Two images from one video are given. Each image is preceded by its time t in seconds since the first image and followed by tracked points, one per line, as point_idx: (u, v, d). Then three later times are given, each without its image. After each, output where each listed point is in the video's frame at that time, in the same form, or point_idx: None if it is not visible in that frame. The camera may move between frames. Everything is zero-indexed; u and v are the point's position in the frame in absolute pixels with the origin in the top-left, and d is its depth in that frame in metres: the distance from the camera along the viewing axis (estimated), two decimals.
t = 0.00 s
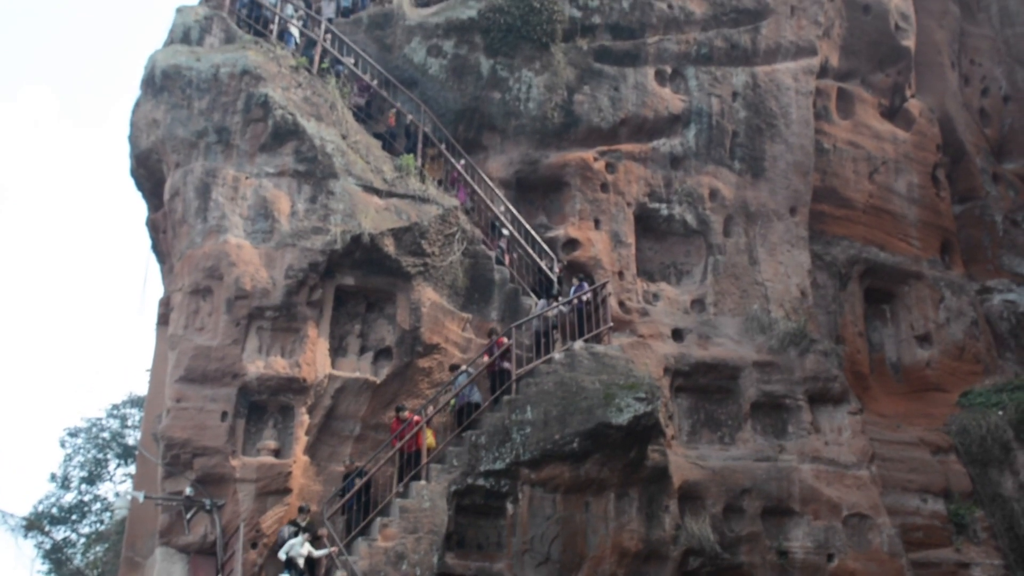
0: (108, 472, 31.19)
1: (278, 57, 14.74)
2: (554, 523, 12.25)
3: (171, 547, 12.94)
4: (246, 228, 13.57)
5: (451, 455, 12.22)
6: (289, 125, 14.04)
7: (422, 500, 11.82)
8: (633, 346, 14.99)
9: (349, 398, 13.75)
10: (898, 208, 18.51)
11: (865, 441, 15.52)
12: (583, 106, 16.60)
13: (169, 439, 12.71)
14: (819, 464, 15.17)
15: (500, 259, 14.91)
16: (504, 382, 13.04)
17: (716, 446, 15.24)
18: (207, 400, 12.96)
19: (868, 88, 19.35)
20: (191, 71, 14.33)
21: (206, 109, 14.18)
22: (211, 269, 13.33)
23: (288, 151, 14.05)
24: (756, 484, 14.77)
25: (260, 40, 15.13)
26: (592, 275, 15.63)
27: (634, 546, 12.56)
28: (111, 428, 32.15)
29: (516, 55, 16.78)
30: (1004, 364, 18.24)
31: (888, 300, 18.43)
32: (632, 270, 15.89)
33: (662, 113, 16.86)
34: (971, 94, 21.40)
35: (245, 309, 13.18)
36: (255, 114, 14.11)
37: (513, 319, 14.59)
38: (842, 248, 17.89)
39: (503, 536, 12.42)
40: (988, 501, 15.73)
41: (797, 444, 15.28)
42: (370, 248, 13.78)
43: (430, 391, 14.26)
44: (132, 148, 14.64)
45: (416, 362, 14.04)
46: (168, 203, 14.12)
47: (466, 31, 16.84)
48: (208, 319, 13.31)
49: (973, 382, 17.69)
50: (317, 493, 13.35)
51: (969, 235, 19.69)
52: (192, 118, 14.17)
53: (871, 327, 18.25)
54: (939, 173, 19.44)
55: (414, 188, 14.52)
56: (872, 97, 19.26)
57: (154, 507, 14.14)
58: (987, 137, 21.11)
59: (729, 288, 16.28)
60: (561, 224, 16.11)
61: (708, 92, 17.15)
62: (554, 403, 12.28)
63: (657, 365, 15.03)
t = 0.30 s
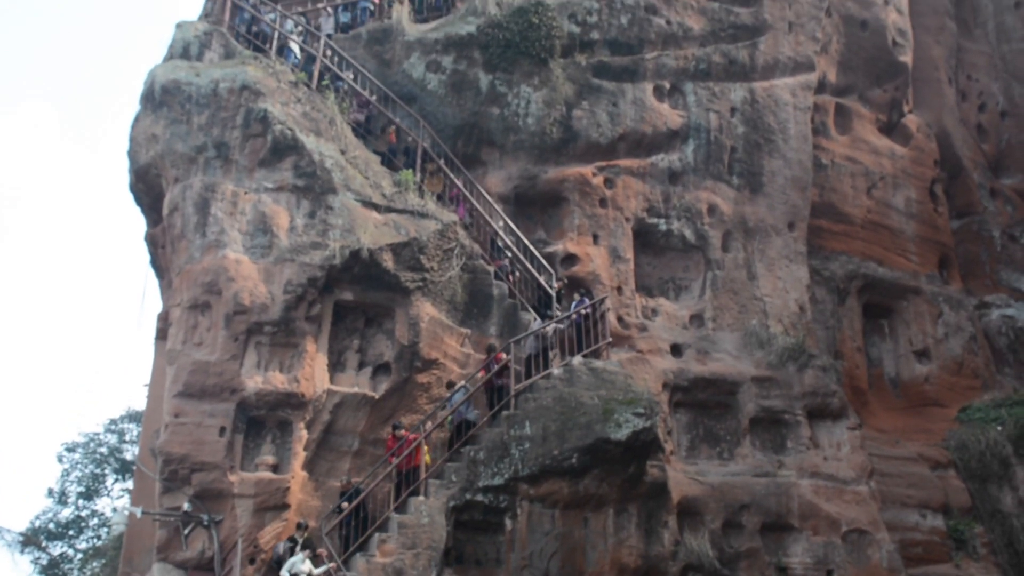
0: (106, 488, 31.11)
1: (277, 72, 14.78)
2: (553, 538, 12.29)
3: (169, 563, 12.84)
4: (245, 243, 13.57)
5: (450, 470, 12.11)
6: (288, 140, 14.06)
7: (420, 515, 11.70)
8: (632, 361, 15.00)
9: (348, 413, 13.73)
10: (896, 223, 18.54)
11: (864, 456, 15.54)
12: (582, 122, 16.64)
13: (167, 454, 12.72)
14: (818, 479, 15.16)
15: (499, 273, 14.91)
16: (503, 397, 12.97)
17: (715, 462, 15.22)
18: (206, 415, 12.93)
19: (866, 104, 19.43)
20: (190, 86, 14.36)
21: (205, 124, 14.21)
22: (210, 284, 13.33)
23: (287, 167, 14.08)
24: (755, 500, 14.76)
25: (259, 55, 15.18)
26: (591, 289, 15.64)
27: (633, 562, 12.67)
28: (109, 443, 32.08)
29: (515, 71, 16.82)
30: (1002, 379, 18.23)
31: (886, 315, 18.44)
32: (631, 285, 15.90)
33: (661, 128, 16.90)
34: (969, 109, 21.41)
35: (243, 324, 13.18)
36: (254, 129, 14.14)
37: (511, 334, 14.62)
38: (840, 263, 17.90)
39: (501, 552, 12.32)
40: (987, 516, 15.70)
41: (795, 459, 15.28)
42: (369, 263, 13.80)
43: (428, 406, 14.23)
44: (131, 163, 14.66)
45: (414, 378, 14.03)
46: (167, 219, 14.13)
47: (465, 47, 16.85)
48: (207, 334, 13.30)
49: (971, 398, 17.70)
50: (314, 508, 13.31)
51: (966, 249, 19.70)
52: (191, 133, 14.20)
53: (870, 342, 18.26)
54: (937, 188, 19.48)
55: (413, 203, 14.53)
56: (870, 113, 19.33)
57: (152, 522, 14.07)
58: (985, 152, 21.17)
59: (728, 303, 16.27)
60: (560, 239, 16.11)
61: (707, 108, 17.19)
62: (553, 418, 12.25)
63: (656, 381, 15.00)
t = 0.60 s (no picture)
0: (105, 504, 31.05)
1: (279, 89, 14.82)
2: (554, 555, 12.23)
3: None
4: (246, 258, 13.58)
5: (450, 487, 12.08)
6: (289, 157, 14.07)
7: (421, 532, 11.63)
8: (632, 377, 15.00)
9: (348, 429, 13.70)
10: (897, 238, 18.55)
11: (866, 472, 15.41)
12: (582, 138, 16.67)
13: (167, 471, 12.72)
14: (819, 496, 15.14)
15: (500, 290, 14.90)
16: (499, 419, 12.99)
17: (716, 478, 15.21)
18: (206, 431, 12.93)
19: (867, 120, 19.48)
20: (191, 102, 14.41)
21: (207, 141, 14.24)
22: (211, 300, 13.34)
23: (288, 183, 14.09)
24: (756, 516, 14.74)
25: (260, 72, 15.21)
26: (592, 305, 15.62)
27: None
28: (109, 459, 32.02)
29: (515, 87, 16.85)
30: (1004, 395, 18.20)
31: (887, 331, 18.42)
32: (631, 301, 15.90)
33: (661, 144, 16.92)
34: (969, 124, 21.36)
35: (244, 340, 13.17)
36: (255, 145, 14.15)
37: (512, 350, 14.60)
38: (841, 278, 17.90)
39: (501, 569, 12.21)
40: (990, 532, 15.52)
41: (797, 475, 15.26)
42: (370, 279, 13.79)
43: (429, 423, 14.21)
44: (133, 180, 14.69)
45: (415, 395, 14.02)
46: (168, 235, 14.15)
47: (466, 63, 16.94)
48: (208, 350, 13.30)
49: (973, 414, 17.66)
50: (315, 525, 13.28)
51: (967, 265, 19.70)
52: (192, 150, 14.24)
53: (871, 358, 18.24)
54: (937, 204, 19.50)
55: (414, 219, 14.53)
56: (870, 129, 19.37)
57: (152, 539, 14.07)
58: (985, 167, 21.18)
59: (729, 318, 16.27)
60: (560, 255, 16.12)
61: (707, 124, 17.22)
62: (554, 434, 12.25)
63: (657, 397, 15.03)
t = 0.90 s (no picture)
0: (104, 521, 30.95)
1: (280, 107, 14.85)
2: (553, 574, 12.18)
3: None
4: (246, 276, 13.59)
5: (450, 505, 12.05)
6: (289, 174, 14.10)
7: (419, 550, 11.61)
8: (633, 395, 14.96)
9: (348, 447, 13.68)
10: (897, 256, 18.56)
11: (867, 490, 15.34)
12: (582, 156, 16.69)
13: (166, 488, 12.67)
14: (820, 514, 15.05)
15: (500, 307, 14.88)
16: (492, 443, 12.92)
17: (716, 496, 15.17)
18: (205, 449, 12.90)
19: (866, 137, 19.52)
20: (191, 120, 14.45)
21: (207, 158, 14.27)
22: (210, 317, 13.33)
23: (288, 200, 14.11)
24: (757, 535, 14.71)
25: (261, 90, 15.24)
26: (592, 323, 15.60)
27: None
28: (108, 477, 31.91)
29: (515, 105, 16.88)
30: (1005, 413, 18.17)
31: (887, 348, 18.41)
32: (631, 319, 15.89)
33: (661, 162, 16.94)
34: (967, 141, 21.32)
35: (244, 357, 13.16)
36: (256, 163, 14.19)
37: (512, 368, 14.58)
38: (841, 296, 17.91)
39: None
40: (991, 551, 15.62)
41: (797, 493, 15.22)
42: (370, 296, 13.78)
43: (428, 441, 14.19)
44: (133, 197, 14.71)
45: (414, 412, 13.99)
46: (168, 252, 14.16)
47: (466, 81, 16.97)
48: (207, 367, 13.28)
49: (973, 431, 17.62)
50: (314, 543, 13.19)
51: (967, 282, 19.70)
52: (193, 167, 14.27)
53: (871, 376, 18.23)
54: (937, 222, 19.51)
55: (414, 237, 14.54)
56: (870, 146, 19.40)
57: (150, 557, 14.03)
58: (985, 185, 21.20)
59: (729, 336, 16.27)
60: (560, 272, 16.11)
61: (707, 142, 17.25)
62: (554, 452, 12.22)
63: (657, 415, 14.98)
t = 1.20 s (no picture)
0: (99, 539, 30.82)
1: (279, 124, 14.90)
2: None
3: None
4: (244, 293, 13.58)
5: (448, 523, 12.08)
6: (288, 192, 14.14)
7: (415, 569, 11.66)
8: (631, 414, 14.93)
9: (345, 465, 13.65)
10: (895, 275, 18.59)
11: (865, 510, 15.29)
12: (581, 174, 16.72)
13: (163, 506, 12.60)
14: (818, 533, 14.95)
15: (498, 325, 14.91)
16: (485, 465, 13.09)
17: (714, 515, 15.15)
18: (202, 466, 12.87)
19: (863, 156, 19.58)
20: (191, 137, 14.47)
21: (206, 175, 14.29)
22: (208, 334, 13.31)
23: (287, 218, 14.14)
24: (755, 554, 14.67)
25: (260, 107, 15.31)
26: (589, 342, 15.59)
27: None
28: (104, 494, 31.79)
29: (514, 123, 16.92)
30: (1003, 432, 18.14)
31: (885, 368, 18.40)
32: (629, 337, 15.88)
33: (659, 181, 16.98)
34: (965, 161, 21.33)
35: (242, 374, 13.14)
36: (254, 180, 14.21)
37: (510, 386, 14.53)
38: (839, 315, 17.92)
39: None
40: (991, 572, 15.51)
41: (795, 513, 15.17)
42: (368, 314, 13.79)
43: (427, 459, 14.14)
44: (131, 214, 14.71)
45: (413, 430, 13.97)
46: (166, 269, 14.16)
47: (465, 99, 16.96)
48: (204, 384, 13.25)
49: (971, 451, 17.60)
50: (309, 561, 13.18)
51: (964, 301, 19.71)
52: (192, 184, 14.28)
53: (869, 395, 18.22)
54: (934, 241, 19.54)
55: (412, 255, 14.57)
56: (867, 166, 19.45)
57: None
58: (982, 204, 21.24)
59: (727, 355, 16.27)
60: (558, 291, 16.10)
61: (705, 160, 17.29)
62: (552, 470, 12.19)
63: (655, 434, 14.95)
